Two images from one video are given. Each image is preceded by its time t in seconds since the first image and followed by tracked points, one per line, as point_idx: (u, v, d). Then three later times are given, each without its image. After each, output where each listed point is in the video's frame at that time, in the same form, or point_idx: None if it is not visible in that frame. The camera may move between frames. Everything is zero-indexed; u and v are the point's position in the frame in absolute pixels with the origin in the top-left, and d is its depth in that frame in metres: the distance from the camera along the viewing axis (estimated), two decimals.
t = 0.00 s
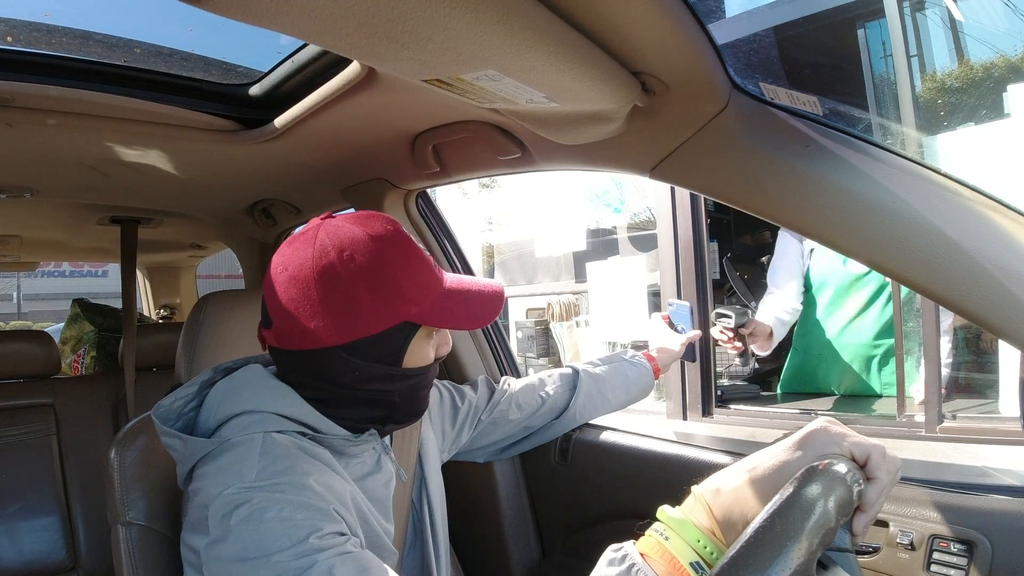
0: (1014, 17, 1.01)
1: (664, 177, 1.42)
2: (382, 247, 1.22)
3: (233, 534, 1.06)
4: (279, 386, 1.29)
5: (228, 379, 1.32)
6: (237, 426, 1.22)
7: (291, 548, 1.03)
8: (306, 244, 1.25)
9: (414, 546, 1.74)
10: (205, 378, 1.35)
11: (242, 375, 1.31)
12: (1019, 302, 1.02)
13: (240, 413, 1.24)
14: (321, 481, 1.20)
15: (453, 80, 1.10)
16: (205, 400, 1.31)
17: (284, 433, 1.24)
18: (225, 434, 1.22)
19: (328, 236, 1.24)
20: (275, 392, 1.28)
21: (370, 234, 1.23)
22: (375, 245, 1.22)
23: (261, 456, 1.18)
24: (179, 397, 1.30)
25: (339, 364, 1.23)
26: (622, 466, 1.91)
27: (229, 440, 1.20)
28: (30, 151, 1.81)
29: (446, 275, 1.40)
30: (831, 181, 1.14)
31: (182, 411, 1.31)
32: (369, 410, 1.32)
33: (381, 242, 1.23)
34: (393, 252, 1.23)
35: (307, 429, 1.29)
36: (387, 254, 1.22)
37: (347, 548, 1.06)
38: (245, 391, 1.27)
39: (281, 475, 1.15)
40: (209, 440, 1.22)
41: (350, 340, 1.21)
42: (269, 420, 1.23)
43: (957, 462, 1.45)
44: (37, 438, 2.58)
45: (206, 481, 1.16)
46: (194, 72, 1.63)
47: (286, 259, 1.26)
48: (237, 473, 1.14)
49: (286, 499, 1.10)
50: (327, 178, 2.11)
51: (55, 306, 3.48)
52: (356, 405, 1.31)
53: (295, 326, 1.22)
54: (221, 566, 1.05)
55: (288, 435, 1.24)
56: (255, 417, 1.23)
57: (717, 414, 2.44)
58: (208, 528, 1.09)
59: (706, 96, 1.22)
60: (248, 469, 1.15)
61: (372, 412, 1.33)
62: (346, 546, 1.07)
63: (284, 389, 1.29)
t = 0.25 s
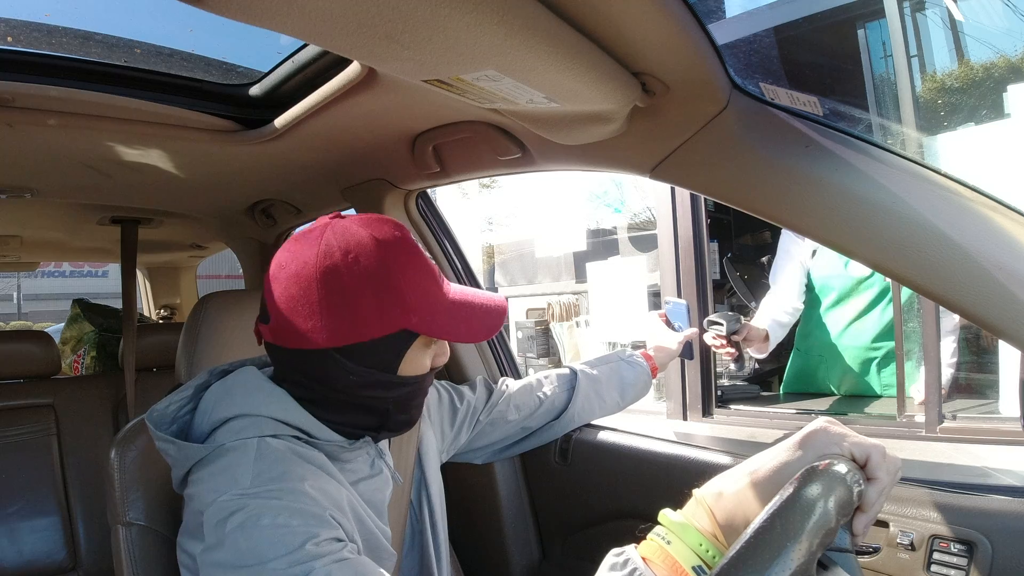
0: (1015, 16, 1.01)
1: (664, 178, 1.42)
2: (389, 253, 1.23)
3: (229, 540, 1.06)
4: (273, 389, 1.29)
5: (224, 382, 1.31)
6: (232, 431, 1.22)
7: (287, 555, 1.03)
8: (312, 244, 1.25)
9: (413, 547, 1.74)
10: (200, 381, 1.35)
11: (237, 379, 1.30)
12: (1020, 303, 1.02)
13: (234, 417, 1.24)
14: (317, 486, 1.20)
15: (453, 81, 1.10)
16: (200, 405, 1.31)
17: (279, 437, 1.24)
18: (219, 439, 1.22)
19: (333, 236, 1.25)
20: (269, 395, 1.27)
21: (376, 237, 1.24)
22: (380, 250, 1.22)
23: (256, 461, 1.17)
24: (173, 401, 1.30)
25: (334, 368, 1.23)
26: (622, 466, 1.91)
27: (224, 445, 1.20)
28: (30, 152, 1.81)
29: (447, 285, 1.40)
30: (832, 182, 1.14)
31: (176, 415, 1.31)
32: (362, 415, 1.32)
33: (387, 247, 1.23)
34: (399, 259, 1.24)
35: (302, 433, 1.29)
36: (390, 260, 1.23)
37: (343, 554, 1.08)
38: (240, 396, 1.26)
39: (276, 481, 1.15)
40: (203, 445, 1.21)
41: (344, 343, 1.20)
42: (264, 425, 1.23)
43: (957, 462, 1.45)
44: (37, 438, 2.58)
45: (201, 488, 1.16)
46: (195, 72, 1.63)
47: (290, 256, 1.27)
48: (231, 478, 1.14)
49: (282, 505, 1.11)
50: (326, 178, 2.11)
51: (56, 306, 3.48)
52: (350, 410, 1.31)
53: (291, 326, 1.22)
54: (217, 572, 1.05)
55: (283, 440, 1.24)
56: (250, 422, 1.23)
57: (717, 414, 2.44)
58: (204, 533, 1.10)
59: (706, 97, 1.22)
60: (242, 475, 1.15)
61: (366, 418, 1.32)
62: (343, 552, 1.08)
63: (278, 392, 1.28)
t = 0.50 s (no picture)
0: (1015, 17, 1.01)
1: (664, 178, 1.42)
2: (362, 245, 1.21)
3: (221, 538, 1.06)
4: (265, 389, 1.28)
5: (217, 382, 1.31)
6: (224, 431, 1.22)
7: (276, 551, 1.03)
8: (287, 241, 1.25)
9: (410, 546, 1.73)
10: (194, 382, 1.35)
11: (230, 379, 1.30)
12: (1018, 301, 1.02)
13: (225, 417, 1.23)
14: (308, 484, 1.19)
15: (453, 81, 1.10)
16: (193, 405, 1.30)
17: (270, 436, 1.23)
18: (211, 439, 1.21)
19: (308, 233, 1.24)
20: (260, 395, 1.27)
21: (350, 231, 1.23)
22: (354, 243, 1.21)
23: (247, 460, 1.17)
24: (166, 402, 1.30)
25: (320, 365, 1.23)
26: (622, 466, 1.91)
27: (215, 444, 1.20)
28: (30, 152, 1.81)
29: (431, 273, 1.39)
30: (829, 180, 1.14)
31: (171, 416, 1.31)
32: (352, 411, 1.32)
33: (360, 239, 1.22)
34: (373, 250, 1.22)
35: (295, 432, 1.28)
36: (366, 252, 1.21)
37: (332, 550, 1.07)
38: (232, 395, 1.26)
39: (266, 478, 1.14)
40: (195, 445, 1.21)
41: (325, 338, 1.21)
42: (255, 424, 1.22)
43: (957, 463, 1.45)
44: (37, 438, 2.58)
45: (193, 487, 1.16)
46: (195, 72, 1.63)
47: (265, 255, 1.26)
48: (222, 477, 1.14)
49: (271, 502, 1.10)
50: (326, 178, 2.11)
51: (56, 306, 3.48)
52: (341, 407, 1.31)
53: (272, 326, 1.22)
54: (211, 570, 1.06)
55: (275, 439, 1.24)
56: (242, 421, 1.22)
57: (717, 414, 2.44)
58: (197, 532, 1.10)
59: (706, 97, 1.22)
60: (233, 474, 1.14)
61: (357, 414, 1.33)
62: (332, 548, 1.07)
63: (271, 392, 1.28)
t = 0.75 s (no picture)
0: (1015, 17, 1.01)
1: (664, 178, 1.42)
2: (347, 242, 1.21)
3: (222, 541, 1.06)
4: (263, 389, 1.28)
5: (215, 383, 1.31)
6: (223, 432, 1.21)
7: (279, 554, 1.03)
8: (272, 243, 1.25)
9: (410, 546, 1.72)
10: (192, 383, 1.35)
11: (228, 379, 1.30)
12: (1020, 303, 1.02)
13: (224, 418, 1.23)
14: (307, 484, 1.19)
15: (453, 81, 1.10)
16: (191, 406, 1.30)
17: (270, 437, 1.23)
18: (209, 441, 1.21)
19: (292, 233, 1.23)
20: (258, 395, 1.27)
21: (334, 228, 1.22)
22: (339, 240, 1.21)
23: (247, 461, 1.17)
24: (165, 404, 1.30)
25: (313, 364, 1.24)
26: (622, 466, 1.91)
27: (214, 446, 1.20)
28: (30, 152, 1.81)
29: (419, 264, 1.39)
30: (830, 180, 1.14)
31: (169, 418, 1.31)
32: (351, 408, 1.32)
33: (344, 235, 1.22)
34: (358, 245, 1.22)
35: (293, 432, 1.28)
36: (351, 249, 1.21)
37: (336, 552, 1.08)
38: (230, 396, 1.26)
39: (266, 479, 1.14)
40: (193, 447, 1.20)
41: (318, 338, 1.22)
42: (253, 425, 1.22)
43: (957, 463, 1.45)
44: (37, 438, 2.58)
45: (192, 489, 1.15)
46: (195, 72, 1.63)
47: (252, 258, 1.26)
48: (222, 479, 1.14)
49: (271, 504, 1.10)
50: (325, 179, 2.11)
51: (56, 306, 3.48)
52: (339, 406, 1.31)
53: (264, 328, 1.23)
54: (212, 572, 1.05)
55: (274, 440, 1.24)
56: (240, 422, 1.22)
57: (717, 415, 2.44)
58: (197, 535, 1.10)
59: (706, 97, 1.22)
60: (233, 475, 1.14)
61: (357, 411, 1.33)
62: (332, 550, 1.07)
63: (269, 393, 1.28)
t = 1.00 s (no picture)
0: (1016, 17, 1.01)
1: (664, 178, 1.42)
2: (329, 241, 1.20)
3: (213, 544, 1.06)
4: (253, 392, 1.29)
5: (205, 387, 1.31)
6: (213, 436, 1.22)
7: (269, 556, 1.03)
8: (253, 245, 1.24)
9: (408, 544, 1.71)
10: (182, 388, 1.35)
11: (217, 383, 1.30)
12: (1020, 303, 1.02)
13: (214, 421, 1.23)
14: (298, 486, 1.19)
15: (453, 81, 1.10)
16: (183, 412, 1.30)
17: (260, 439, 1.24)
18: (200, 445, 1.21)
19: (274, 233, 1.22)
20: (247, 397, 1.27)
21: (317, 228, 1.21)
22: (321, 240, 1.19)
23: (236, 464, 1.17)
24: (156, 408, 1.30)
25: (302, 365, 1.24)
26: (622, 466, 1.91)
27: (204, 450, 1.20)
28: (29, 152, 1.81)
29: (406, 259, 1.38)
30: (830, 180, 1.14)
31: (161, 422, 1.31)
32: (344, 407, 1.33)
33: (326, 234, 1.20)
34: (341, 243, 1.20)
35: (283, 434, 1.29)
36: (333, 248, 1.20)
37: (326, 553, 1.07)
38: (220, 399, 1.26)
39: (256, 482, 1.15)
40: (184, 452, 1.21)
41: (306, 338, 1.21)
42: (243, 428, 1.23)
43: (958, 463, 1.45)
44: (37, 438, 2.58)
45: (184, 494, 1.16)
46: (195, 72, 1.63)
47: (235, 261, 1.25)
48: (212, 482, 1.14)
49: (261, 507, 1.10)
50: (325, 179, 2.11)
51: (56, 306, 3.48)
52: (330, 405, 1.32)
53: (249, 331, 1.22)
54: None
55: (264, 442, 1.24)
56: (230, 425, 1.23)
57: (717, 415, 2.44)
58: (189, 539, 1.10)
59: (706, 97, 1.22)
60: (223, 478, 1.14)
61: (349, 410, 1.34)
62: (324, 550, 1.08)
63: (258, 395, 1.28)
